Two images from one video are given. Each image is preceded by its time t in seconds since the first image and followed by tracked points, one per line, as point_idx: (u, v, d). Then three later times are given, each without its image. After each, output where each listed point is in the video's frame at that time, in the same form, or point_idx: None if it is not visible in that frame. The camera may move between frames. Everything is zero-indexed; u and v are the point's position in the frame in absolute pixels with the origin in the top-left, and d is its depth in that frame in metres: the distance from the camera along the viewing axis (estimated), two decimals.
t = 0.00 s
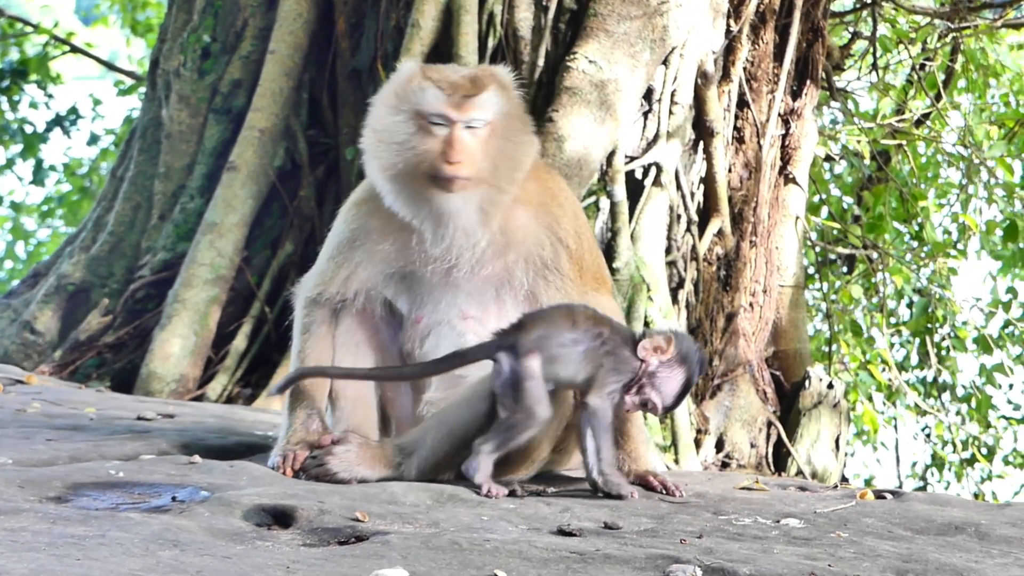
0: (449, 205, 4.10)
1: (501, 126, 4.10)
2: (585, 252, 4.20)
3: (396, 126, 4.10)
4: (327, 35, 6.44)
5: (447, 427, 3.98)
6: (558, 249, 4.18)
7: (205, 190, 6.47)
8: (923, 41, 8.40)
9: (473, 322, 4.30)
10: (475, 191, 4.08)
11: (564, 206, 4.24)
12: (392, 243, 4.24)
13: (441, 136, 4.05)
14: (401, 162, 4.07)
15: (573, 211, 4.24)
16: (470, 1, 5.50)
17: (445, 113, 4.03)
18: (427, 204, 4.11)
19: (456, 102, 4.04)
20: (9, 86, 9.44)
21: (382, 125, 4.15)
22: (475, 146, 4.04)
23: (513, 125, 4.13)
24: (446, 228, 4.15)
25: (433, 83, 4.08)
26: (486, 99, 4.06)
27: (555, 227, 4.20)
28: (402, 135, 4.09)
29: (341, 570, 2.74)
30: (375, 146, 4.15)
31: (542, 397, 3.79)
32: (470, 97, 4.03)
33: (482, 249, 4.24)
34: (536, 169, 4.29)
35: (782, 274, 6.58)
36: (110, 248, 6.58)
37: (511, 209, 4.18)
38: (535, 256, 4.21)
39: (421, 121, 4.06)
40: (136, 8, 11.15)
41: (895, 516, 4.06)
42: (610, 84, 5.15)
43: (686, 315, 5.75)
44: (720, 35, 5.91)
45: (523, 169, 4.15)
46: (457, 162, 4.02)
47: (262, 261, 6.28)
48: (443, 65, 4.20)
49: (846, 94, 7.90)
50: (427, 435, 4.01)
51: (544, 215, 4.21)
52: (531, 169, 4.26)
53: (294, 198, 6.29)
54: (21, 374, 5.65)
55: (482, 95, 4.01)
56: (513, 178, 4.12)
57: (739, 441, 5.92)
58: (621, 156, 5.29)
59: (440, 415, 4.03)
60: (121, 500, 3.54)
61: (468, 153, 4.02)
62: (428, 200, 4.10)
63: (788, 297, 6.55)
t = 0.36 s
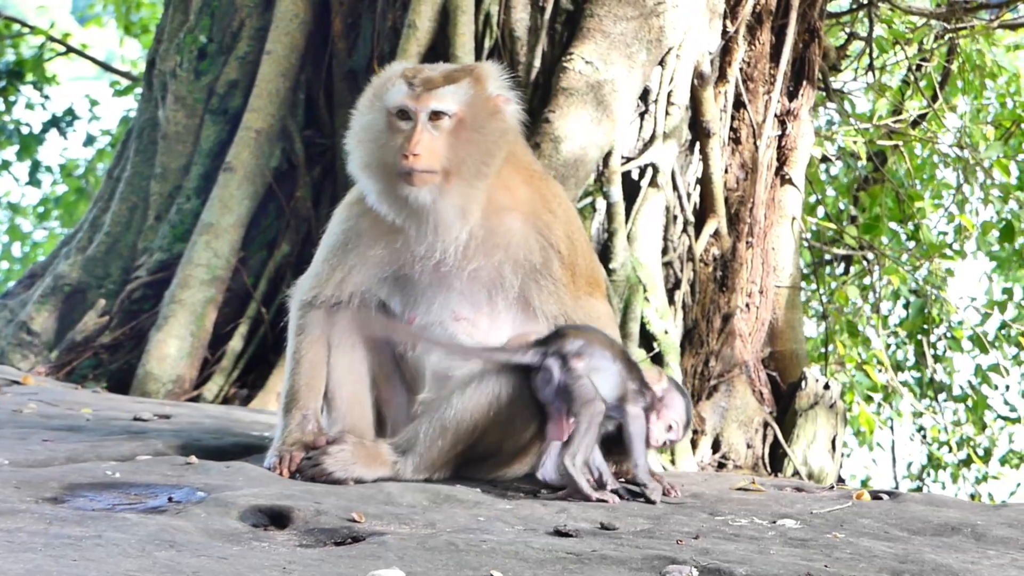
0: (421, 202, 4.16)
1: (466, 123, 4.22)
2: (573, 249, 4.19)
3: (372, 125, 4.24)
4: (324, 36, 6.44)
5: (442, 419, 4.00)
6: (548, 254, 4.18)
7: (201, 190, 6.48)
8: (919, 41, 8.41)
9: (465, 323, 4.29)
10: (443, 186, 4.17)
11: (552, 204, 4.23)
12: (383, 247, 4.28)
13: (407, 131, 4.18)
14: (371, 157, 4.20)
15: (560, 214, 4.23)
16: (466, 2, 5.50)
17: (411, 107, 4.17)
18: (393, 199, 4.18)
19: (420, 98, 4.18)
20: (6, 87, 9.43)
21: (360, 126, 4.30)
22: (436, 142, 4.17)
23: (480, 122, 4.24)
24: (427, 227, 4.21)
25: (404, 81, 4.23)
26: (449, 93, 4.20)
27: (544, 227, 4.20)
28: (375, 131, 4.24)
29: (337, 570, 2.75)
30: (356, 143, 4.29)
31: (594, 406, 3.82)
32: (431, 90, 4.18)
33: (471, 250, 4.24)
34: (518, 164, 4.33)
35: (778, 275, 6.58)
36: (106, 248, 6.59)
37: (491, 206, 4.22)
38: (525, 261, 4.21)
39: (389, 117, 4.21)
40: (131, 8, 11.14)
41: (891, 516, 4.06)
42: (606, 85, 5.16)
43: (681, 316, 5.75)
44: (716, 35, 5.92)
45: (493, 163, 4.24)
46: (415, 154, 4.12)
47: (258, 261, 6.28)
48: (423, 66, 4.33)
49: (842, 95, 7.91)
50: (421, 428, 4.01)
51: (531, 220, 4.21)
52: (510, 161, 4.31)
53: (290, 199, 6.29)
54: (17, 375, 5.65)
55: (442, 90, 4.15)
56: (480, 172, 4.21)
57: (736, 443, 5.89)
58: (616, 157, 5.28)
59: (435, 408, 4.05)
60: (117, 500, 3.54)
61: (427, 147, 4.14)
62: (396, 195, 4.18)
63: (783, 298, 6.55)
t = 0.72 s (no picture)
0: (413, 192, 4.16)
1: (460, 116, 4.22)
2: (571, 250, 4.15)
3: (372, 120, 4.29)
4: (323, 36, 6.44)
5: (442, 419, 3.99)
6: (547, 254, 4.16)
7: (201, 190, 6.47)
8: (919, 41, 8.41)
9: (465, 324, 4.30)
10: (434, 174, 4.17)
11: (552, 203, 4.21)
12: (383, 248, 4.26)
13: (399, 122, 4.21)
14: (368, 150, 4.24)
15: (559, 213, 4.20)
16: (466, 2, 5.50)
17: (411, 101, 4.20)
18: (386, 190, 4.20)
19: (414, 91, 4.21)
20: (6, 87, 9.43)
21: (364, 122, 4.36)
22: (425, 133, 4.18)
23: (474, 116, 4.24)
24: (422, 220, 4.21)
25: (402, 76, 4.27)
26: (442, 87, 4.23)
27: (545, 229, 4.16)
28: (372, 125, 4.29)
29: (337, 570, 2.75)
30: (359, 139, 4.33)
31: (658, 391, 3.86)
32: (424, 83, 4.21)
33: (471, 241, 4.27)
34: (519, 162, 4.28)
35: (778, 275, 6.60)
36: (106, 249, 6.59)
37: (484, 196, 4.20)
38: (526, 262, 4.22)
39: (386, 112, 4.25)
40: (130, 8, 11.14)
41: (891, 517, 4.05)
42: (606, 85, 5.16)
43: (681, 316, 5.74)
44: (716, 35, 5.92)
45: (484, 153, 4.21)
46: (405, 142, 4.13)
47: (258, 261, 6.28)
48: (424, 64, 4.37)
49: (842, 95, 7.91)
50: (421, 429, 4.00)
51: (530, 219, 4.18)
52: (512, 158, 4.27)
53: (290, 200, 6.30)
54: (16, 375, 5.65)
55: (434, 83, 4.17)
56: (470, 157, 4.20)
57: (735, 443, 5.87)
58: (616, 157, 5.30)
59: (435, 409, 4.04)
60: (117, 501, 3.54)
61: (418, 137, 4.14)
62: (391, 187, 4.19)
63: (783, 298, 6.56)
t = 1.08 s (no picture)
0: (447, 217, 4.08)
1: (510, 146, 4.06)
2: (564, 250, 4.20)
3: (412, 135, 4.03)
4: (324, 36, 6.44)
5: (442, 419, 3.99)
6: (542, 254, 4.19)
7: (202, 191, 6.47)
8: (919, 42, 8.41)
9: (459, 323, 4.30)
10: (475, 207, 4.07)
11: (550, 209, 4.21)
12: (375, 246, 4.19)
13: (455, 152, 3.98)
14: (412, 174, 4.03)
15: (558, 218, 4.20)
16: (467, 2, 5.49)
17: (466, 133, 3.96)
18: (424, 215, 4.09)
19: (476, 122, 3.97)
20: (7, 87, 9.43)
21: (398, 130, 4.07)
22: (485, 165, 4.00)
23: (521, 145, 4.10)
24: (439, 237, 4.12)
25: (455, 98, 3.98)
26: (502, 120, 4.00)
27: (543, 233, 4.19)
28: (417, 147, 4.02)
29: (339, 570, 2.75)
30: (386, 152, 4.07)
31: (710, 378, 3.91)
32: (488, 118, 3.97)
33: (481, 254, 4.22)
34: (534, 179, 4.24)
35: (779, 275, 6.57)
36: (107, 249, 6.59)
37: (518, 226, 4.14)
38: (523, 261, 4.21)
39: (438, 135, 3.99)
40: (132, 8, 11.14)
41: (892, 517, 4.05)
42: (607, 85, 5.17)
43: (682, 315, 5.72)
44: (717, 36, 5.91)
45: (526, 187, 4.11)
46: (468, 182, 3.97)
47: (259, 261, 6.28)
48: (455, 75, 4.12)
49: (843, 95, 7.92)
50: (421, 429, 4.00)
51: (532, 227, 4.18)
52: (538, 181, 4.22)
53: (291, 200, 6.30)
54: (18, 375, 5.65)
55: (498, 119, 3.95)
56: (517, 193, 4.09)
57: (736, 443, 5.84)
58: (617, 158, 5.30)
59: (435, 409, 4.03)
60: (118, 501, 3.54)
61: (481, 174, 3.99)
62: (427, 211, 4.09)
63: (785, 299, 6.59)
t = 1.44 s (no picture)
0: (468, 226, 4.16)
1: (530, 152, 4.09)
2: (569, 251, 4.20)
3: (435, 147, 4.06)
4: (322, 36, 6.45)
5: (439, 419, 3.99)
6: (544, 252, 4.18)
7: (199, 190, 6.47)
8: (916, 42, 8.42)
9: (459, 319, 4.29)
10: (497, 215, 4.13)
11: (553, 206, 4.21)
12: (379, 242, 4.20)
13: (479, 160, 4.04)
14: (435, 182, 4.06)
15: (563, 217, 4.22)
16: (465, 2, 5.48)
17: (490, 143, 4.02)
18: (444, 219, 4.15)
19: (500, 133, 4.01)
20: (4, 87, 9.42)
21: (420, 141, 4.09)
22: (507, 170, 4.05)
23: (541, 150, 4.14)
24: (452, 243, 4.19)
25: (478, 108, 4.04)
26: (522, 128, 4.04)
27: (548, 230, 4.18)
28: (440, 155, 4.05)
29: (336, 570, 2.75)
30: (407, 159, 4.09)
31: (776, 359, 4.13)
32: (509, 126, 4.01)
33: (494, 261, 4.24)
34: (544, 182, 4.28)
35: (777, 275, 6.59)
36: (105, 248, 6.59)
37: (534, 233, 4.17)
38: (526, 260, 4.20)
39: (464, 147, 4.05)
40: (129, 7, 11.14)
41: (890, 517, 4.05)
42: (605, 85, 5.17)
43: (680, 316, 5.75)
44: (714, 36, 5.90)
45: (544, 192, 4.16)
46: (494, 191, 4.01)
47: (256, 261, 6.28)
48: (468, 83, 4.16)
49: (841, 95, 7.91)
50: (419, 428, 4.01)
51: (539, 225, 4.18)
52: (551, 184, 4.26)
53: (289, 199, 6.30)
54: (15, 375, 5.65)
55: (521, 128, 4.00)
56: (536, 197, 4.12)
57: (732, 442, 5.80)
58: (615, 157, 5.29)
59: (432, 408, 4.03)
60: (115, 501, 3.53)
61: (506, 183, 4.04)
62: (446, 215, 4.14)
63: (783, 298, 6.52)
